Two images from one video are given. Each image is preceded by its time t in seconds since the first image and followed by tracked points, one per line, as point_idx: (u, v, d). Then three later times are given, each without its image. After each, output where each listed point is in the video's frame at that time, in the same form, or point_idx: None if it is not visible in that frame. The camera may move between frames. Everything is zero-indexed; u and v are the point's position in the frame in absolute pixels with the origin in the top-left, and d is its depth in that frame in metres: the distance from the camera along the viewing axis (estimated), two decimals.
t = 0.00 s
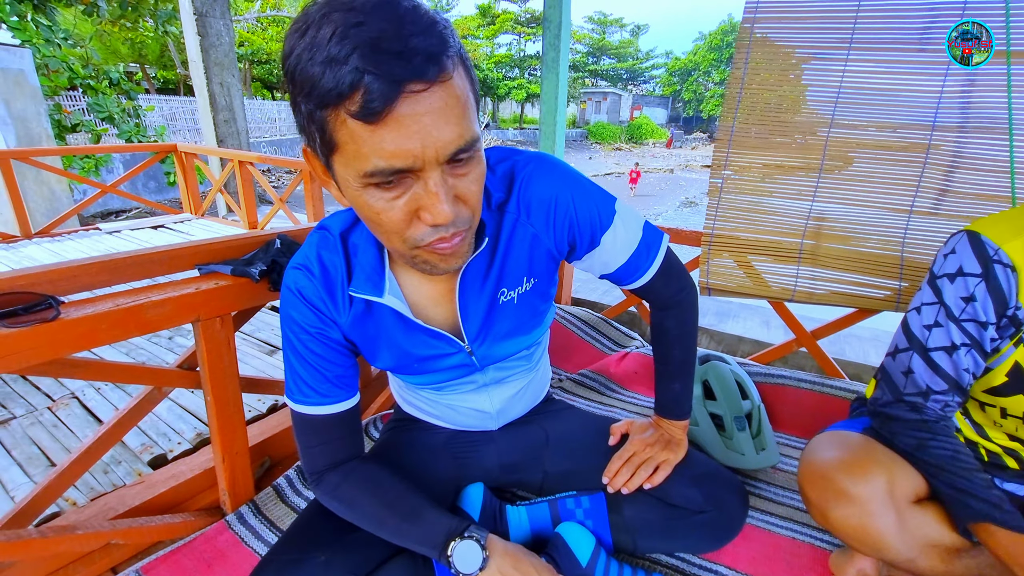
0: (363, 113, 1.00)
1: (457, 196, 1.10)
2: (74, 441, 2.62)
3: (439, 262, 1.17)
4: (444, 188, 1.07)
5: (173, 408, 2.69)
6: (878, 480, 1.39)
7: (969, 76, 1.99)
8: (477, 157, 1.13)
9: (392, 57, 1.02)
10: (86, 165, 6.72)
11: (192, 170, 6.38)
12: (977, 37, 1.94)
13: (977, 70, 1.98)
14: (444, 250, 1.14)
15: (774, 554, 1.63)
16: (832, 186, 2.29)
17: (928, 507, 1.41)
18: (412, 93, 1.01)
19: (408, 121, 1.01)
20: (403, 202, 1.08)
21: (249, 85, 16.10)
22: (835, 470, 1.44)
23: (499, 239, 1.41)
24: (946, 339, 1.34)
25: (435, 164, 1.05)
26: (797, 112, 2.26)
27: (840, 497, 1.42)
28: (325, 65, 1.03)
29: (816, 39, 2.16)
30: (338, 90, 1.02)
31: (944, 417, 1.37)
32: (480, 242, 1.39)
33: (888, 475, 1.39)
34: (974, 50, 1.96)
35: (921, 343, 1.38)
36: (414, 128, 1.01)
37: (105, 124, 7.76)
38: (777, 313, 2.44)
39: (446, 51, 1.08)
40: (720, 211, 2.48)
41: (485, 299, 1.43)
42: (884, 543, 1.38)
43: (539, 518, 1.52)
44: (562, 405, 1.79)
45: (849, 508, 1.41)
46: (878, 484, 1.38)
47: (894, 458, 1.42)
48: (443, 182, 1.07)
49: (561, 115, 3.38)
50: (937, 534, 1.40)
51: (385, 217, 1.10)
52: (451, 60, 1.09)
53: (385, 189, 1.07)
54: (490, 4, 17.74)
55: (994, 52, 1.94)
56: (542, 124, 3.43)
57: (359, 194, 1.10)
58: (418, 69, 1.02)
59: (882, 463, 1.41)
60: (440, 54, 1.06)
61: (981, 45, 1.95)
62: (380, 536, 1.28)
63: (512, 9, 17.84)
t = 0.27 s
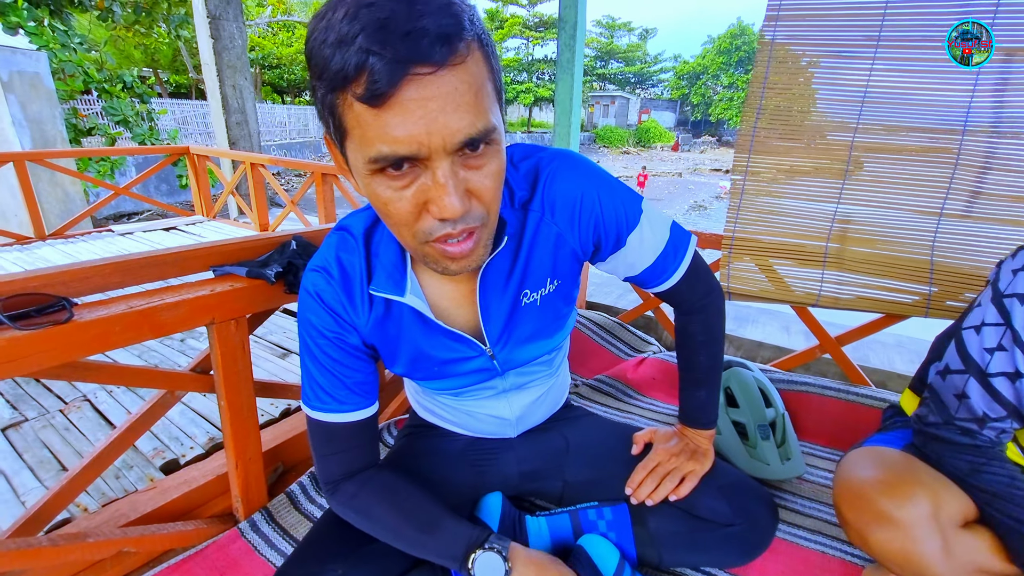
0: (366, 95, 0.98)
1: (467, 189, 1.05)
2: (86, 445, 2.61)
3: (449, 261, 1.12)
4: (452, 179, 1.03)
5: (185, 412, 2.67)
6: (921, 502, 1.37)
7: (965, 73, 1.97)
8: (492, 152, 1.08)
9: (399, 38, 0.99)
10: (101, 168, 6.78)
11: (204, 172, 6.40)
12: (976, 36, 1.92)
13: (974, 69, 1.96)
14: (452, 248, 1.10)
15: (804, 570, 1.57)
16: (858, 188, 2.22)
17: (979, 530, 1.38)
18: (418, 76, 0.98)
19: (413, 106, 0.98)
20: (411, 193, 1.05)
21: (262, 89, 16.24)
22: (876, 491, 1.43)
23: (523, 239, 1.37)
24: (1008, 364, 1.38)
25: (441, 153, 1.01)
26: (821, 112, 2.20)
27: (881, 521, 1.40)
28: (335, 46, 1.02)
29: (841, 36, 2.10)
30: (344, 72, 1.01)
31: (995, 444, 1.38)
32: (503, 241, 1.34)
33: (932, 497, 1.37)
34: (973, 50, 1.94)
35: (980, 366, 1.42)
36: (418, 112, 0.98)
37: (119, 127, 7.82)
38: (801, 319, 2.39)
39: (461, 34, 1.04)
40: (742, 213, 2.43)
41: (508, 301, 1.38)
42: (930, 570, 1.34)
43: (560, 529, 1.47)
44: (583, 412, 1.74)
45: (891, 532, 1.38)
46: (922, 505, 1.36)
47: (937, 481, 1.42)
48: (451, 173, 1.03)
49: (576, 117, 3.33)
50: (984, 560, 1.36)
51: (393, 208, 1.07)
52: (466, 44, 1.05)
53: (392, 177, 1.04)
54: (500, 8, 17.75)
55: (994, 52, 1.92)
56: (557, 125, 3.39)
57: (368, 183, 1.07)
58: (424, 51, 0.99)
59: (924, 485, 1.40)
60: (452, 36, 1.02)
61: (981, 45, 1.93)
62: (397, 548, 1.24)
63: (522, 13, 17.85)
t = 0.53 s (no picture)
0: (393, 97, 0.96)
1: (494, 198, 1.02)
2: (93, 456, 2.58)
3: (472, 272, 1.09)
4: (478, 187, 1.00)
5: (193, 424, 2.64)
6: (963, 533, 1.33)
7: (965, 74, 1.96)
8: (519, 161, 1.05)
9: (429, 40, 0.97)
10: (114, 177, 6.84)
11: (215, 182, 6.44)
12: (976, 36, 1.92)
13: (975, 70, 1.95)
14: (476, 258, 1.06)
15: None
16: (882, 203, 2.17)
17: None
18: (447, 80, 0.96)
19: (441, 110, 0.95)
20: (436, 200, 1.02)
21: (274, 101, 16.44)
22: (914, 520, 1.39)
23: (547, 251, 1.33)
24: None
25: (469, 159, 0.98)
26: (843, 126, 2.16)
27: (921, 552, 1.35)
28: (365, 49, 1.00)
29: (865, 50, 2.06)
30: (372, 74, 0.99)
31: None
32: (529, 254, 1.30)
33: (973, 528, 1.34)
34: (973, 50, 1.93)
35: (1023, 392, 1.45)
36: (447, 117, 0.95)
37: (132, 138, 7.89)
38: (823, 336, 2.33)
39: (492, 38, 1.02)
40: (760, 228, 2.39)
41: (531, 315, 1.35)
42: None
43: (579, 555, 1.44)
44: (601, 431, 1.69)
45: (932, 563, 1.33)
46: (964, 536, 1.32)
47: (977, 511, 1.38)
48: (478, 181, 0.99)
49: (590, 130, 3.32)
50: None
51: (417, 215, 1.04)
52: (498, 48, 1.02)
53: (417, 183, 1.01)
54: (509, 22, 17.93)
55: (994, 52, 1.92)
56: (570, 138, 3.37)
57: (392, 189, 1.04)
58: (454, 54, 0.97)
59: (964, 515, 1.37)
60: (483, 40, 1.00)
61: (981, 45, 1.92)
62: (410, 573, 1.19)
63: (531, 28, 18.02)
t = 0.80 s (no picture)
0: (348, 128, 0.94)
1: (469, 217, 0.98)
2: (91, 463, 2.54)
3: (459, 292, 1.06)
4: (450, 210, 0.96)
5: (193, 432, 2.60)
6: (993, 558, 1.26)
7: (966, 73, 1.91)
8: (497, 174, 1.00)
9: (374, 63, 0.94)
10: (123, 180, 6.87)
11: (223, 185, 6.44)
12: (976, 36, 1.88)
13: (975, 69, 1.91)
14: (459, 280, 1.04)
15: None
16: (900, 217, 2.13)
17: None
18: (397, 103, 0.92)
19: (394, 135, 0.92)
20: (410, 224, 0.99)
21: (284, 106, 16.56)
22: (940, 543, 1.33)
23: (560, 259, 1.29)
24: None
25: (434, 183, 0.94)
26: (861, 137, 2.12)
27: None
28: (322, 79, 0.99)
29: (884, 59, 2.02)
30: (330, 105, 0.98)
31: None
32: (541, 263, 1.24)
33: (1003, 553, 1.27)
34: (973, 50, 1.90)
35: None
36: (400, 141, 0.92)
37: (142, 140, 7.93)
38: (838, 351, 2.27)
39: (445, 47, 0.97)
40: (774, 240, 2.35)
41: (543, 327, 1.30)
42: None
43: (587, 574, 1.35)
44: (611, 447, 1.63)
45: None
46: (994, 563, 1.25)
47: (1007, 538, 1.31)
48: (449, 203, 0.96)
49: (600, 138, 3.28)
50: None
51: (398, 239, 1.03)
52: (452, 58, 0.97)
53: (390, 210, 0.99)
54: (518, 31, 18.01)
55: (995, 52, 1.87)
56: (580, 146, 3.34)
57: (371, 215, 1.03)
58: (402, 74, 0.93)
59: (993, 540, 1.30)
60: (434, 53, 0.95)
61: (981, 45, 1.88)
62: None
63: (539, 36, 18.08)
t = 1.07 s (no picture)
0: (302, 163, 0.97)
1: (431, 248, 0.97)
2: (93, 464, 2.54)
3: (431, 317, 1.07)
4: (410, 242, 0.95)
5: (196, 434, 2.60)
6: (1006, 572, 1.23)
7: (969, 75, 1.90)
8: (461, 203, 0.97)
9: (320, 98, 0.94)
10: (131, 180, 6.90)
11: (229, 186, 6.46)
12: (978, 37, 1.88)
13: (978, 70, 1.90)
14: (430, 308, 1.04)
15: None
16: (912, 226, 2.11)
17: None
18: (344, 138, 0.92)
19: (343, 171, 0.92)
20: (375, 254, 1.00)
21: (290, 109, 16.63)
22: (951, 559, 1.30)
23: (554, 276, 1.30)
24: None
25: (390, 217, 0.93)
26: (874, 145, 2.09)
27: None
28: (281, 113, 1.01)
29: (897, 68, 1.99)
30: (288, 137, 1.00)
31: None
32: (528, 278, 1.26)
33: (1016, 566, 1.24)
34: (974, 50, 1.89)
35: None
36: (351, 178, 0.92)
37: (150, 141, 7.96)
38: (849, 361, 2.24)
39: (395, 76, 0.95)
40: (784, 248, 2.32)
41: (535, 344, 1.31)
42: None
43: None
44: (618, 456, 1.61)
45: None
46: None
47: (1019, 551, 1.28)
48: (409, 235, 0.95)
49: (608, 144, 3.27)
50: None
51: (367, 267, 1.04)
52: (402, 88, 0.94)
53: (356, 240, 0.99)
54: (525, 36, 18.05)
55: (994, 53, 1.88)
56: (587, 152, 3.32)
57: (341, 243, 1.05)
58: (346, 109, 0.92)
59: (1006, 554, 1.27)
60: (381, 84, 0.93)
61: (981, 45, 1.88)
62: None
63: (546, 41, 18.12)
